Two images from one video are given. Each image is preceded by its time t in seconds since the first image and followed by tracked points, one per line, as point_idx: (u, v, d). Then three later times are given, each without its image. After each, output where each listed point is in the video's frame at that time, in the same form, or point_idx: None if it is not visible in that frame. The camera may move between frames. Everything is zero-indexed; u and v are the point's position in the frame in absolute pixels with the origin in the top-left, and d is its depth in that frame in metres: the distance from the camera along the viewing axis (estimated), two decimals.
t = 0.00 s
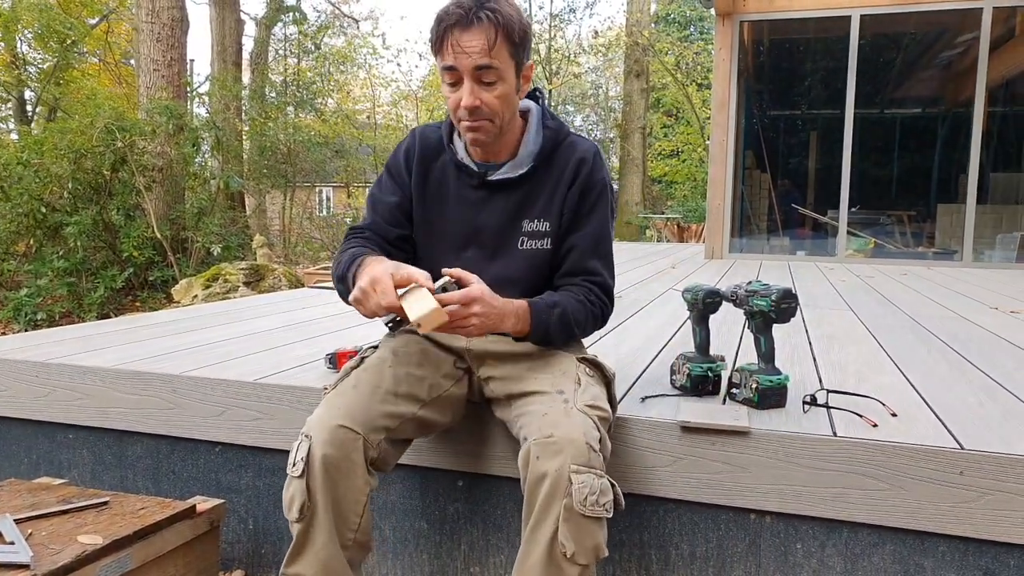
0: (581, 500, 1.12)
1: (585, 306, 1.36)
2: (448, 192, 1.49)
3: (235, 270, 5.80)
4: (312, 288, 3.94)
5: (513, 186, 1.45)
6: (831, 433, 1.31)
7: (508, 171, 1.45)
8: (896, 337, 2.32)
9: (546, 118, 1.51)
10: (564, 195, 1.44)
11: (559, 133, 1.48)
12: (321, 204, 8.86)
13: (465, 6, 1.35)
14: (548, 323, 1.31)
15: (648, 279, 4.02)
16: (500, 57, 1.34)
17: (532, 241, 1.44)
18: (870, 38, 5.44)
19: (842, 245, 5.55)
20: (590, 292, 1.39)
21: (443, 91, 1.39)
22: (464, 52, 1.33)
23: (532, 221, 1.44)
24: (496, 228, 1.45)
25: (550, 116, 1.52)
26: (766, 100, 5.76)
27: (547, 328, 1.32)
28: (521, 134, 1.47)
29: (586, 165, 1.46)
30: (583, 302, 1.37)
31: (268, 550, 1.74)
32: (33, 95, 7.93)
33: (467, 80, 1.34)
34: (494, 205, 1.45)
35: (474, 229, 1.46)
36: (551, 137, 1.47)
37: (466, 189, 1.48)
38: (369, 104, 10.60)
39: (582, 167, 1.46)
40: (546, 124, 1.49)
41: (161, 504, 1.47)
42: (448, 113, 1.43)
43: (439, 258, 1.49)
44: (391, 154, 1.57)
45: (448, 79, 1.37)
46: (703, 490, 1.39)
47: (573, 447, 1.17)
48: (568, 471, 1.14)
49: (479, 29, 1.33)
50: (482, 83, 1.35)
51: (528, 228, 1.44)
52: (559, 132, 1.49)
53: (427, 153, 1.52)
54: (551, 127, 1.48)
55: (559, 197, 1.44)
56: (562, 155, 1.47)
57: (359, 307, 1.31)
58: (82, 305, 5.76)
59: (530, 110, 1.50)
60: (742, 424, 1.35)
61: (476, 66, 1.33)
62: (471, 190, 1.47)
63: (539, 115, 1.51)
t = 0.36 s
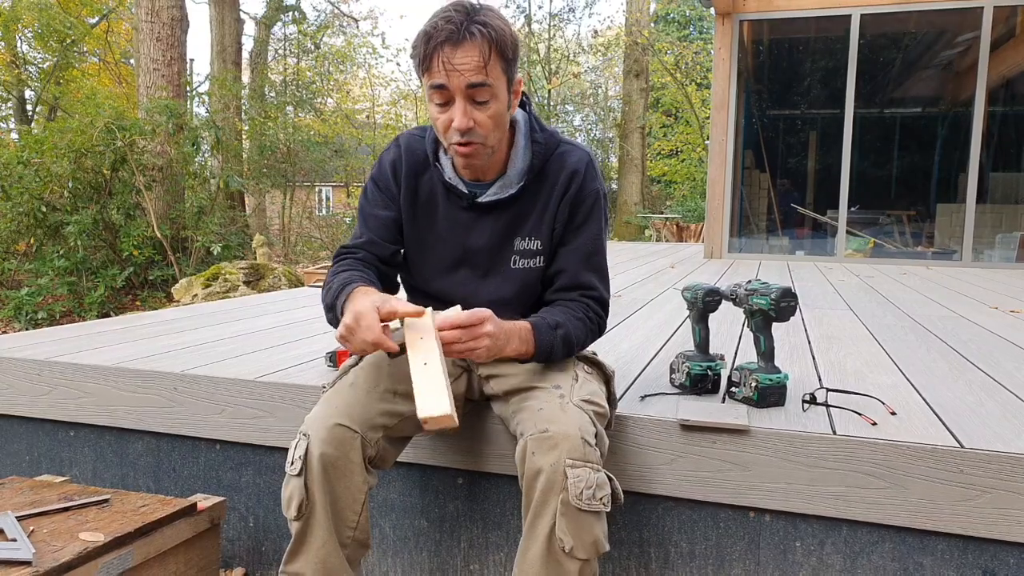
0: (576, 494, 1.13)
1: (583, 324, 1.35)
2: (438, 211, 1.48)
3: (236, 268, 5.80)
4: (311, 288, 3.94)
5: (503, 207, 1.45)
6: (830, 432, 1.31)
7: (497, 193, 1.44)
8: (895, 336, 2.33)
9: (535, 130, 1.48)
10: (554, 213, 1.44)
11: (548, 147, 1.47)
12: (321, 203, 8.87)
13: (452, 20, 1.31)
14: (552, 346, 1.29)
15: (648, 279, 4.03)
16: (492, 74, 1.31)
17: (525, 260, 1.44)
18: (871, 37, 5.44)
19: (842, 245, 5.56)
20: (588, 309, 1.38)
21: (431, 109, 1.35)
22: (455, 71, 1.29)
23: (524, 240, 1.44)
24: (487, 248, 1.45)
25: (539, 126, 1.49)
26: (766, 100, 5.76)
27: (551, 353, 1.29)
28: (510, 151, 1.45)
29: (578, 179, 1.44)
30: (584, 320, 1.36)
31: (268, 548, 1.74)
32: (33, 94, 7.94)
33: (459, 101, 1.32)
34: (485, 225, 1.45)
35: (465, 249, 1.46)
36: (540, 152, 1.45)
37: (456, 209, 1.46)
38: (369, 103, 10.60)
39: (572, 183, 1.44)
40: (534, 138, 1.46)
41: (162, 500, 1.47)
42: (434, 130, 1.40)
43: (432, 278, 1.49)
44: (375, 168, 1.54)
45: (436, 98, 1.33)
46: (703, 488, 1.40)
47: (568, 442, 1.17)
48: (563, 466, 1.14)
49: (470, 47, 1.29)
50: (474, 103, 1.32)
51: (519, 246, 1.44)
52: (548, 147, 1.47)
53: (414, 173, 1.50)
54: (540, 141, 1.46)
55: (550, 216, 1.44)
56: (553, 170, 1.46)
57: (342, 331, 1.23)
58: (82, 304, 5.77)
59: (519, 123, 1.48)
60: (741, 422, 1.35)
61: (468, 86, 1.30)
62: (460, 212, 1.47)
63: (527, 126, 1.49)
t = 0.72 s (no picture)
0: (578, 493, 1.13)
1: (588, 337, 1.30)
2: (433, 235, 1.44)
3: (236, 267, 5.80)
4: (310, 286, 3.94)
5: (498, 229, 1.40)
6: (831, 428, 1.31)
7: (492, 217, 1.39)
8: (894, 333, 2.33)
9: (528, 146, 1.43)
10: (549, 231, 1.40)
11: (542, 164, 1.42)
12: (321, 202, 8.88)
13: (454, 25, 1.28)
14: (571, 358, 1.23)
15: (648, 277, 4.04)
16: (497, 79, 1.28)
17: (520, 277, 1.42)
18: (872, 35, 5.43)
19: (842, 244, 5.56)
20: (591, 324, 1.34)
21: (431, 119, 1.29)
22: (460, 74, 1.25)
23: (520, 257, 1.42)
24: (484, 272, 1.42)
25: (531, 141, 1.44)
26: (766, 98, 5.76)
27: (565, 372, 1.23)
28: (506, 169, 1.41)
29: (573, 194, 1.40)
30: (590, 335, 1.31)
31: (268, 545, 1.75)
32: (33, 93, 7.95)
33: (464, 106, 1.26)
34: (482, 247, 1.41)
35: (462, 274, 1.43)
36: (536, 171, 1.41)
37: (451, 233, 1.42)
38: (369, 102, 10.59)
39: (568, 199, 1.40)
40: (528, 156, 1.42)
41: (163, 497, 1.47)
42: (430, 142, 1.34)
43: (431, 300, 1.48)
44: (361, 194, 1.48)
45: (438, 105, 1.28)
46: (703, 484, 1.40)
47: (568, 440, 1.17)
48: (564, 465, 1.14)
49: (475, 50, 1.26)
50: (479, 109, 1.27)
51: (515, 264, 1.42)
52: (543, 163, 1.42)
53: (405, 196, 1.45)
54: (534, 159, 1.42)
55: (545, 235, 1.40)
56: (548, 186, 1.41)
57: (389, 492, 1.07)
58: (83, 303, 5.78)
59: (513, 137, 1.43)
60: (742, 420, 1.35)
61: (474, 90, 1.26)
62: (456, 235, 1.42)
63: (521, 142, 1.44)
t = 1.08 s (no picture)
0: (580, 493, 1.13)
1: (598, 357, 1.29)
2: (432, 249, 1.42)
3: (236, 265, 5.80)
4: (311, 284, 3.94)
5: (502, 245, 1.39)
6: (831, 426, 1.31)
7: (495, 233, 1.38)
8: (895, 331, 2.33)
9: (534, 159, 1.40)
10: (555, 247, 1.39)
11: (548, 177, 1.39)
12: (321, 200, 8.88)
13: (468, 35, 1.24)
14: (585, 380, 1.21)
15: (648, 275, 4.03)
16: (511, 94, 1.24)
17: (523, 293, 1.42)
18: (872, 33, 5.43)
19: (842, 242, 5.56)
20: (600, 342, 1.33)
21: (441, 132, 1.25)
22: (475, 87, 1.21)
23: (524, 273, 1.41)
24: (486, 288, 1.41)
25: (538, 153, 1.41)
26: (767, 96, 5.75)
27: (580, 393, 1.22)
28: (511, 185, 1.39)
29: (580, 210, 1.38)
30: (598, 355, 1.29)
31: (269, 541, 1.75)
32: (34, 91, 7.95)
33: (476, 122, 1.22)
34: (483, 263, 1.40)
35: (462, 290, 1.42)
36: (541, 184, 1.38)
37: (452, 248, 1.40)
38: (369, 100, 10.61)
39: (575, 214, 1.38)
40: (533, 170, 1.39)
41: (164, 493, 1.47)
42: (437, 156, 1.30)
43: (428, 312, 1.47)
44: (353, 203, 1.43)
45: (449, 119, 1.23)
46: (704, 481, 1.40)
47: (572, 441, 1.17)
48: (566, 466, 1.15)
49: (490, 63, 1.22)
50: (493, 124, 1.23)
51: (519, 280, 1.41)
52: (548, 175, 1.39)
53: (402, 209, 1.42)
54: (539, 172, 1.39)
55: (550, 251, 1.40)
56: (554, 201, 1.39)
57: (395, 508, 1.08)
58: (83, 301, 5.78)
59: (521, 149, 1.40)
60: (742, 417, 1.35)
61: (488, 105, 1.22)
62: (457, 250, 1.40)
63: (526, 154, 1.41)
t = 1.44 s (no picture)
0: (592, 491, 1.13)
1: (580, 358, 1.29)
2: (427, 254, 1.41)
3: (236, 263, 5.79)
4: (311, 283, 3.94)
5: (496, 252, 1.37)
6: (832, 424, 1.31)
7: (488, 239, 1.37)
8: (895, 329, 2.33)
9: (530, 165, 1.39)
10: (550, 255, 1.39)
11: (544, 183, 1.37)
12: (321, 198, 8.89)
13: (473, 49, 1.21)
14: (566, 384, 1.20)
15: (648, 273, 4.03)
16: (513, 114, 1.22)
17: (517, 300, 1.41)
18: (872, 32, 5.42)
19: (842, 241, 5.57)
20: (583, 343, 1.33)
21: (439, 145, 1.24)
22: (477, 106, 1.19)
23: (517, 280, 1.40)
24: (480, 295, 1.41)
25: (534, 158, 1.40)
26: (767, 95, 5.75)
27: (567, 399, 1.21)
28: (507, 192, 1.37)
29: (575, 217, 1.38)
30: (578, 354, 1.29)
31: (269, 541, 1.75)
32: (34, 90, 7.96)
33: (475, 140, 1.21)
34: (477, 269, 1.39)
35: (456, 296, 1.41)
36: (536, 191, 1.36)
37: (446, 254, 1.39)
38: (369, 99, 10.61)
39: (568, 221, 1.38)
40: (528, 176, 1.37)
41: (164, 493, 1.47)
42: (434, 166, 1.28)
43: (423, 315, 1.47)
44: (352, 203, 1.44)
45: (448, 134, 1.22)
46: (703, 480, 1.40)
47: (582, 439, 1.16)
48: (577, 463, 1.14)
49: (494, 82, 1.19)
50: (491, 144, 1.22)
51: (512, 287, 1.40)
52: (544, 181, 1.38)
53: (398, 211, 1.41)
54: (535, 178, 1.37)
55: (545, 258, 1.39)
56: (549, 207, 1.38)
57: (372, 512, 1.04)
58: (83, 300, 5.78)
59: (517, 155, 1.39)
60: (742, 416, 1.35)
61: (489, 125, 1.20)
62: (451, 256, 1.39)
63: (522, 160, 1.39)
